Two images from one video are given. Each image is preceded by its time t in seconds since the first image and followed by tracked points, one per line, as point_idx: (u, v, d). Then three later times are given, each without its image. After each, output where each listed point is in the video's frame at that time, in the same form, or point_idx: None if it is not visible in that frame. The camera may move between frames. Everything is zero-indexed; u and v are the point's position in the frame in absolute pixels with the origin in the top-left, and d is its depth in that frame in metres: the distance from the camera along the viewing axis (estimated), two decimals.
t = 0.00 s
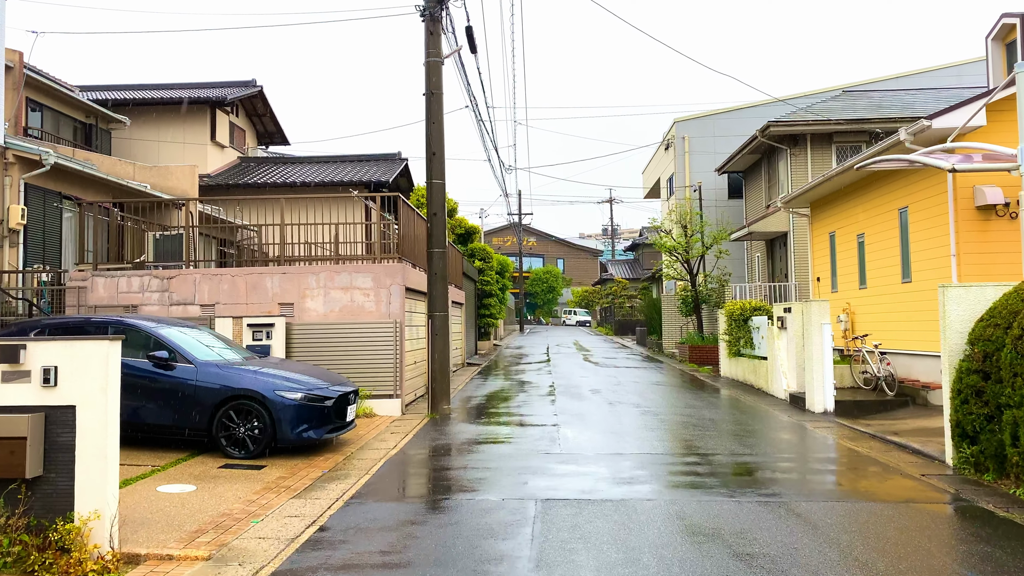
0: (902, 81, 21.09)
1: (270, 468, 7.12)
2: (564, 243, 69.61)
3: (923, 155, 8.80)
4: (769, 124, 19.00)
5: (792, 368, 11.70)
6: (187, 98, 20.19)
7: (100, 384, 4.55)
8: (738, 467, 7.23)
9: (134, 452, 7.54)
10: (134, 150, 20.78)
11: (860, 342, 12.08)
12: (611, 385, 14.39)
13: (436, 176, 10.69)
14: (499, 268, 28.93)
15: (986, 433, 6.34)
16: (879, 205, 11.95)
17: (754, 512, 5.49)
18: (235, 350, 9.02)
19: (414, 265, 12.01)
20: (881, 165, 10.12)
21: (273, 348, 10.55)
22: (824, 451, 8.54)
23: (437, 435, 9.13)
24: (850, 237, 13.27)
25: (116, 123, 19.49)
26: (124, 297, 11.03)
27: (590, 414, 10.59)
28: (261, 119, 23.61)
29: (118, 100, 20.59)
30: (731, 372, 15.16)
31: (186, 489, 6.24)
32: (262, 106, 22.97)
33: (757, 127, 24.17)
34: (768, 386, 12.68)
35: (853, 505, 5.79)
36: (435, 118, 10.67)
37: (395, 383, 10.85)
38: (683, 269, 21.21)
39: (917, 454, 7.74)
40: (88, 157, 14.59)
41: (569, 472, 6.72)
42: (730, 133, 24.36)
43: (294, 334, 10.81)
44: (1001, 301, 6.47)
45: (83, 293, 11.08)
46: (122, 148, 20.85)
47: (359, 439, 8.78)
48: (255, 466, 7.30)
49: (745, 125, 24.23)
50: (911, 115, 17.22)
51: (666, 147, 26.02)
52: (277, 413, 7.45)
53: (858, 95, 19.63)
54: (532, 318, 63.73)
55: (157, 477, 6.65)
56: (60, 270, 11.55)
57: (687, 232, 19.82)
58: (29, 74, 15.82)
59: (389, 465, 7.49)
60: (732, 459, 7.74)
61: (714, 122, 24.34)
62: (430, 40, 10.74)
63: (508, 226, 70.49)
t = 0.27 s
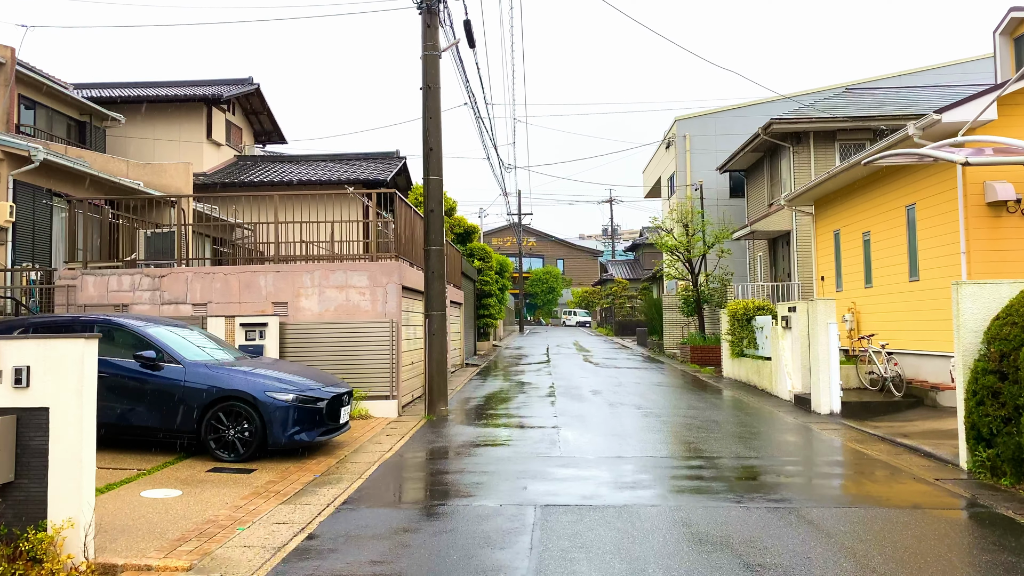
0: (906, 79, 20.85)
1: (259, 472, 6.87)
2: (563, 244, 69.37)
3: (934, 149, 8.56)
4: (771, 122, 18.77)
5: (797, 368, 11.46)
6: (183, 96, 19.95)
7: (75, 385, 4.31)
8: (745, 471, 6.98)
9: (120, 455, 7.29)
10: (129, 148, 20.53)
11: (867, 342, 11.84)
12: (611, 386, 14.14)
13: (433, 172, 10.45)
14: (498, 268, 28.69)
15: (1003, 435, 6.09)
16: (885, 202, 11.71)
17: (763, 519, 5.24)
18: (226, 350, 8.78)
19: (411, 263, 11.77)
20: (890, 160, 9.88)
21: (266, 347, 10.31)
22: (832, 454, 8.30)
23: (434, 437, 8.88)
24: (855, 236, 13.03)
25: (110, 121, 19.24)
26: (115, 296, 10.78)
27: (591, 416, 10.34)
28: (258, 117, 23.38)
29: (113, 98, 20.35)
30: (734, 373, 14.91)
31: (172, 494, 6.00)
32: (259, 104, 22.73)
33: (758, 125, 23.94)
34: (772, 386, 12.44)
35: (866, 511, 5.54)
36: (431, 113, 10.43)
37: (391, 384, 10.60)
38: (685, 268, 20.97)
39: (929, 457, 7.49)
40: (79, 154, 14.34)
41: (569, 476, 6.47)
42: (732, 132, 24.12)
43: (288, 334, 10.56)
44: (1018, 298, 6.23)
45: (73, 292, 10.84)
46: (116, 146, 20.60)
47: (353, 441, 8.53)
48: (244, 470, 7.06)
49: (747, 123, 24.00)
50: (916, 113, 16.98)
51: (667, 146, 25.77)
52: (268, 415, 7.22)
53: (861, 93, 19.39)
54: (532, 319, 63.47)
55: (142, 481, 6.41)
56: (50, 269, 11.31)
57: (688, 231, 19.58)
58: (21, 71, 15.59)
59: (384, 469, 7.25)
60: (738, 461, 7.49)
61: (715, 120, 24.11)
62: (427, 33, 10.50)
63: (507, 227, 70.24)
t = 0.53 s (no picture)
0: (911, 79, 20.61)
1: (250, 482, 6.64)
2: (564, 245, 69.11)
3: (945, 147, 8.34)
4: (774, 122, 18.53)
5: (803, 373, 11.22)
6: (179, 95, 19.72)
7: (49, 398, 4.08)
8: (752, 479, 6.74)
9: (106, 464, 7.06)
10: (124, 148, 20.30)
11: (873, 345, 11.60)
12: (612, 390, 13.90)
13: (430, 172, 10.22)
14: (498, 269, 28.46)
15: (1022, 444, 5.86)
16: (893, 203, 11.49)
17: (773, 533, 5.00)
18: (218, 355, 8.55)
19: (408, 265, 11.54)
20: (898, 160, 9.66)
21: (260, 351, 10.08)
22: (841, 461, 8.06)
23: (431, 444, 8.64)
24: (861, 237, 12.79)
25: (105, 120, 19.01)
26: (106, 299, 10.55)
27: (592, 421, 10.10)
28: (255, 117, 23.16)
29: (108, 98, 20.12)
30: (737, 376, 14.67)
31: (157, 506, 5.76)
32: (257, 103, 22.51)
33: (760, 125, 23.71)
34: (777, 391, 12.20)
35: (881, 524, 5.30)
36: (429, 112, 10.21)
37: (388, 388, 10.36)
38: (687, 270, 20.73)
39: (942, 466, 7.25)
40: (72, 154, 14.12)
41: (570, 487, 6.24)
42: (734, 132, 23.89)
43: (282, 337, 10.34)
44: None
45: (62, 295, 10.61)
46: (112, 146, 20.37)
47: (348, 448, 8.30)
48: (234, 479, 6.83)
49: (749, 123, 23.77)
50: (922, 112, 16.74)
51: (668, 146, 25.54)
52: (259, 422, 6.99)
53: (866, 93, 19.15)
54: (532, 320, 63.20)
55: (127, 492, 6.18)
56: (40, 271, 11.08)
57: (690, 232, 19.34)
58: (14, 69, 15.36)
59: (378, 478, 7.01)
60: (745, 469, 7.26)
61: (717, 120, 23.88)
62: (424, 30, 10.27)
63: (507, 228, 70.00)
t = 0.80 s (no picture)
0: (915, 76, 20.37)
1: (238, 486, 6.41)
2: (564, 245, 68.88)
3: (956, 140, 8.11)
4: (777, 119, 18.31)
5: (807, 373, 10.99)
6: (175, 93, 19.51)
7: (17, 400, 3.85)
8: (758, 483, 6.51)
9: (90, 468, 6.83)
10: (119, 146, 20.08)
11: (879, 345, 11.37)
12: (613, 391, 13.67)
13: (427, 168, 9.99)
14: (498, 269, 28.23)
15: None
16: (899, 200, 11.26)
17: (783, 541, 4.76)
18: (208, 355, 8.32)
19: (405, 263, 11.32)
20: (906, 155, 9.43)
21: (252, 352, 9.81)
22: (849, 464, 7.83)
23: (426, 447, 8.41)
24: (866, 235, 12.57)
25: (100, 118, 18.78)
26: (95, 298, 10.33)
27: (592, 423, 9.86)
28: (252, 115, 22.94)
29: (103, 95, 19.90)
30: (740, 377, 14.43)
31: (139, 512, 5.53)
32: (253, 101, 22.30)
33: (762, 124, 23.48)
34: (781, 392, 11.97)
35: (895, 532, 5.07)
36: (426, 106, 9.98)
37: (383, 389, 10.13)
38: (688, 269, 20.50)
39: (954, 470, 7.01)
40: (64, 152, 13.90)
41: (570, 492, 6.00)
42: (735, 130, 23.66)
43: (276, 336, 10.11)
44: None
45: (51, 294, 10.39)
46: (106, 144, 20.15)
47: (341, 451, 8.06)
48: (222, 483, 6.59)
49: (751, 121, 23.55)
50: (927, 109, 16.51)
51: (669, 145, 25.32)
52: (248, 424, 6.77)
53: (869, 90, 18.93)
54: (532, 321, 62.95)
55: (110, 497, 5.94)
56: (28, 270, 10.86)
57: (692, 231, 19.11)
58: (3, 64, 15.11)
59: (371, 482, 6.77)
60: (750, 472, 7.02)
61: (718, 118, 23.65)
62: (421, 23, 10.05)
63: (507, 228, 69.77)
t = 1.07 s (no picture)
0: (919, 74, 20.13)
1: (224, 496, 6.17)
2: (564, 246, 68.66)
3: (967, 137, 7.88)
4: (779, 118, 18.07)
5: (813, 377, 10.74)
6: (170, 92, 19.29)
7: None
8: (765, 493, 6.27)
9: (73, 476, 6.60)
10: (114, 146, 19.86)
11: (886, 348, 11.13)
12: (614, 394, 13.43)
13: (423, 166, 9.75)
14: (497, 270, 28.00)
15: None
16: (906, 199, 11.02)
17: (793, 557, 4.52)
18: (198, 359, 8.10)
19: (401, 264, 11.08)
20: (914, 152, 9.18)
21: (244, 355, 9.61)
22: (859, 471, 7.58)
23: (421, 453, 8.16)
24: (872, 235, 12.33)
25: (94, 118, 18.55)
26: (84, 300, 10.11)
27: (593, 428, 9.62)
28: (249, 115, 22.74)
29: (97, 95, 19.68)
30: (743, 380, 14.20)
31: (119, 524, 5.29)
32: (250, 100, 22.09)
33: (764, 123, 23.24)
34: (785, 395, 11.73)
35: (911, 546, 4.82)
36: (421, 104, 9.75)
37: (379, 393, 9.88)
38: (690, 270, 20.26)
39: (968, 478, 6.75)
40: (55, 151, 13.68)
41: (569, 503, 5.76)
42: (737, 129, 23.43)
43: (268, 339, 9.87)
44: None
45: (39, 295, 10.16)
46: (101, 144, 19.92)
47: (334, 458, 7.83)
48: (209, 493, 6.35)
49: (753, 120, 23.32)
50: (932, 108, 16.28)
51: (670, 144, 25.08)
52: (235, 431, 6.54)
53: (873, 89, 18.70)
54: (533, 322, 62.80)
55: (90, 508, 5.70)
56: (16, 272, 10.63)
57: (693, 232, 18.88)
58: None
59: (363, 491, 6.53)
60: (756, 481, 6.79)
61: (720, 118, 23.42)
62: (417, 18, 9.81)
63: (507, 229, 69.55)
